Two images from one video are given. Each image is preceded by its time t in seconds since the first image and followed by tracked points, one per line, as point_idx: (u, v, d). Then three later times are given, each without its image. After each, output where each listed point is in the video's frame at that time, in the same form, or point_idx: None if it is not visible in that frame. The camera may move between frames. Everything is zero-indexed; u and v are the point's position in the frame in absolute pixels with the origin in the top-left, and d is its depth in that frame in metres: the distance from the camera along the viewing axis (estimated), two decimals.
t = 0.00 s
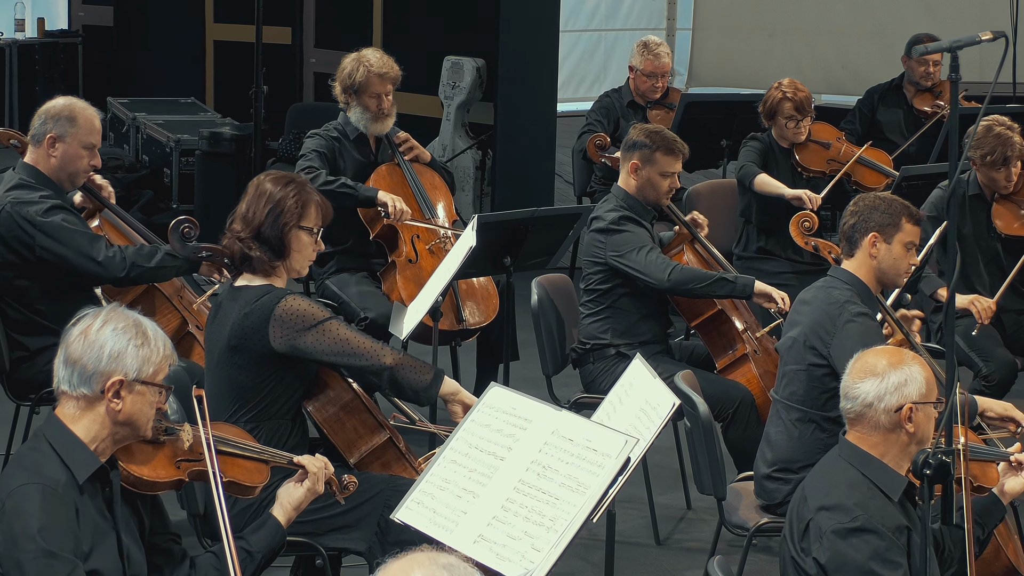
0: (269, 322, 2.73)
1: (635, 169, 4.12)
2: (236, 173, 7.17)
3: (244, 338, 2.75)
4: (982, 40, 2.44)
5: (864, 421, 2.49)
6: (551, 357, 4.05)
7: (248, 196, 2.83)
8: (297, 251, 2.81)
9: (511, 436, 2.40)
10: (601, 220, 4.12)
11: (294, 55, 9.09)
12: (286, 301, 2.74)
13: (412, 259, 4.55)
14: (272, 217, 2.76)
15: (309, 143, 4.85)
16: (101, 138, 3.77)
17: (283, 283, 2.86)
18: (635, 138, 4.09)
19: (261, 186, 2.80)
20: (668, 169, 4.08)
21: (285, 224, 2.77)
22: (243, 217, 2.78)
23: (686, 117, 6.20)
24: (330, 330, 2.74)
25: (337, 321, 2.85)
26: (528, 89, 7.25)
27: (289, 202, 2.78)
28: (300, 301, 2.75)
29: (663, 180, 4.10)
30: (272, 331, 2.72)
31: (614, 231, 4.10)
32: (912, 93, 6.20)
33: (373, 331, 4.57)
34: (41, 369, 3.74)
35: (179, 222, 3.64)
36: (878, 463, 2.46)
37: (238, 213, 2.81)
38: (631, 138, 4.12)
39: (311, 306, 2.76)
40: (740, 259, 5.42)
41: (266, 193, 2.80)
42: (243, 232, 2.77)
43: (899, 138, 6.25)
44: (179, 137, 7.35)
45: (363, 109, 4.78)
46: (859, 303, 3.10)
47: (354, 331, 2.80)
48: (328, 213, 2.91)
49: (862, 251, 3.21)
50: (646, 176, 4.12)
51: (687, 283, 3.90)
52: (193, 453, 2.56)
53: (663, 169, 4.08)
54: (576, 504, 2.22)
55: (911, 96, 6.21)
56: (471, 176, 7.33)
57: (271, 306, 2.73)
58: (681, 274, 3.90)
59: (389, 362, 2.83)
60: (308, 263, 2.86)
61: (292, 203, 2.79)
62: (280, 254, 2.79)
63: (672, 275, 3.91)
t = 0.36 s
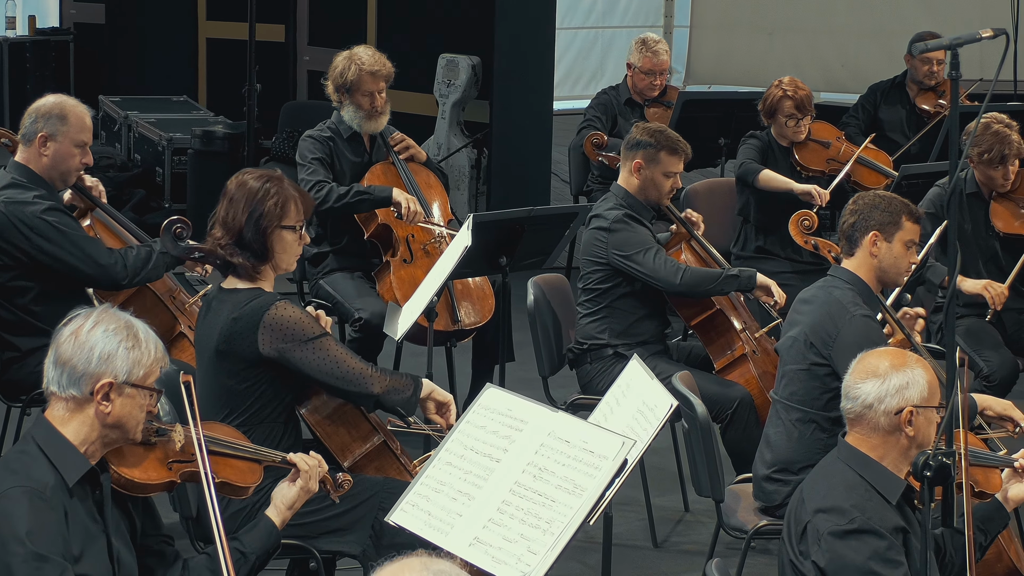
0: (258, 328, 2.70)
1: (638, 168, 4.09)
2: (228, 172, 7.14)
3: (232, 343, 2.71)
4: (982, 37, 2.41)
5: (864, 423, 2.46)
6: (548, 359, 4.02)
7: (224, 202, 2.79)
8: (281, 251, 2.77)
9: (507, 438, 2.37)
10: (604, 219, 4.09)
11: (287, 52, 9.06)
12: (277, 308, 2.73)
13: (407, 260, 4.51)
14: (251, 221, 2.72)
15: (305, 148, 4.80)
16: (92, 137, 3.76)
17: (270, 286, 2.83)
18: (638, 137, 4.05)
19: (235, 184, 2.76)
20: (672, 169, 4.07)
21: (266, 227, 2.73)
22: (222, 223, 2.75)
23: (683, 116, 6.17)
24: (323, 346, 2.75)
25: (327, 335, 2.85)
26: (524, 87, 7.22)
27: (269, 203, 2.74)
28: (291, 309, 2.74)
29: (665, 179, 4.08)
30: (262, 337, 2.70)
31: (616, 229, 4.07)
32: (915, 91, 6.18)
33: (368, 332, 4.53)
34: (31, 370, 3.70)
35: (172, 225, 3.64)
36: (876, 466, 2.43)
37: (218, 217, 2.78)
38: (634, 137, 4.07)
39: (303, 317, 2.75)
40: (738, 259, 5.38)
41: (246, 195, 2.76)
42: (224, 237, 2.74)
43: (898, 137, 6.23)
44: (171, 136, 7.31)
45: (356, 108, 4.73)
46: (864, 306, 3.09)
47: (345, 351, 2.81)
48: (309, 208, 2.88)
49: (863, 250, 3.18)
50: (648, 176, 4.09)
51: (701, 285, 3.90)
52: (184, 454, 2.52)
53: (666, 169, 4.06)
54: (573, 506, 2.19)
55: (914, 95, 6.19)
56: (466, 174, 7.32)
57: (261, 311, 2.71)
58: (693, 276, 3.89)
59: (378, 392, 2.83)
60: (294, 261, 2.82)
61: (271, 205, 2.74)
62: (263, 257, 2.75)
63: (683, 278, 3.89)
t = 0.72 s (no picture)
0: (251, 330, 2.67)
1: (631, 167, 4.06)
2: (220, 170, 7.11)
3: (222, 346, 2.68)
4: (982, 34, 2.38)
5: (863, 423, 2.43)
6: (544, 360, 4.01)
7: (207, 204, 2.73)
8: (267, 250, 2.73)
9: (502, 439, 2.34)
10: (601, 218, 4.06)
11: (280, 50, 9.02)
12: (271, 310, 2.70)
13: (400, 260, 4.49)
14: (231, 224, 2.68)
15: (298, 152, 4.76)
16: (66, 119, 3.75)
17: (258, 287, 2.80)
18: (629, 136, 4.02)
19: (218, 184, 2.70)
20: (665, 164, 4.03)
21: (249, 229, 2.69)
22: (204, 227, 2.71)
23: (680, 113, 6.14)
24: (318, 351, 2.73)
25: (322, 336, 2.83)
26: (520, 84, 7.19)
27: (251, 204, 2.70)
28: (283, 311, 2.71)
29: (659, 175, 4.05)
30: (255, 340, 2.67)
31: (612, 228, 4.02)
32: (915, 89, 6.15)
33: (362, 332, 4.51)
34: (22, 371, 3.66)
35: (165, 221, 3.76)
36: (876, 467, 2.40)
37: (201, 219, 2.73)
38: (624, 136, 4.05)
39: (298, 320, 2.73)
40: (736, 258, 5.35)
41: (230, 195, 2.70)
42: (207, 241, 2.71)
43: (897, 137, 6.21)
44: (163, 134, 7.27)
45: (349, 107, 4.70)
46: (867, 309, 3.07)
47: (340, 354, 2.79)
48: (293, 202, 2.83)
49: (866, 252, 3.16)
50: (642, 173, 4.06)
51: (707, 281, 3.92)
52: (176, 455, 2.49)
53: (660, 165, 4.03)
54: (569, 509, 2.16)
55: (915, 93, 6.17)
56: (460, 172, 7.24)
57: (254, 313, 2.68)
58: (702, 272, 3.91)
59: (371, 398, 2.83)
60: (282, 259, 2.79)
61: (253, 206, 2.70)
62: (248, 261, 2.72)
63: (691, 279, 3.90)
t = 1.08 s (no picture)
0: (246, 335, 2.64)
1: (631, 169, 4.01)
2: (212, 169, 7.08)
3: (217, 348, 2.65)
4: (982, 32, 2.34)
5: (864, 424, 2.41)
6: (540, 360, 3.98)
7: (212, 205, 2.71)
8: (268, 257, 2.71)
9: (498, 441, 2.31)
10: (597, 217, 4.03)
11: (274, 48, 8.99)
12: (267, 315, 2.66)
13: (393, 260, 4.49)
14: (235, 227, 2.66)
15: (290, 152, 4.71)
16: (40, 111, 3.68)
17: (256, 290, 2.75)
18: (634, 138, 3.97)
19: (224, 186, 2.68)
20: (666, 174, 4.00)
21: (252, 235, 2.66)
22: (207, 226, 2.69)
23: (677, 111, 6.11)
24: (312, 358, 2.70)
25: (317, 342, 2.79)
26: (516, 82, 7.16)
27: (257, 210, 2.67)
28: (280, 317, 2.68)
29: (658, 184, 4.02)
30: (250, 344, 2.64)
31: (608, 227, 3.99)
32: (917, 88, 6.14)
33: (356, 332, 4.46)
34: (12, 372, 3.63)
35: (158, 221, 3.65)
36: (877, 469, 2.38)
37: (203, 217, 2.71)
38: (630, 138, 3.99)
39: (294, 326, 2.69)
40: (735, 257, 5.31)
41: (236, 198, 2.68)
42: (208, 242, 2.68)
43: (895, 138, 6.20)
44: (155, 133, 7.23)
45: (341, 107, 4.66)
46: (870, 313, 3.04)
47: (334, 362, 2.76)
48: (298, 209, 2.80)
49: (870, 256, 3.13)
50: (640, 178, 4.02)
51: (700, 285, 3.90)
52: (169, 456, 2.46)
53: (660, 173, 3.99)
54: (565, 512, 2.13)
55: (917, 92, 6.16)
56: (455, 172, 7.26)
57: (249, 317, 2.65)
58: (696, 279, 3.88)
59: (363, 408, 2.79)
60: (281, 265, 2.77)
61: (259, 212, 2.67)
62: (247, 266, 2.68)
63: (686, 283, 3.88)
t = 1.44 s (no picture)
0: (240, 342, 2.60)
1: (637, 171, 3.96)
2: (204, 168, 7.04)
3: (210, 353, 2.62)
4: (984, 29, 2.30)
5: (864, 426, 2.38)
6: (535, 361, 3.98)
7: (235, 206, 2.69)
8: (280, 271, 2.69)
9: (495, 443, 2.28)
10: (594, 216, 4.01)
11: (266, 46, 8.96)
12: (262, 323, 2.62)
13: (386, 260, 4.45)
14: (258, 234, 2.62)
15: (278, 155, 4.69)
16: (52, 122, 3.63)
17: (259, 299, 2.75)
18: (642, 141, 3.92)
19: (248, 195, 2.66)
20: (672, 179, 3.95)
21: (270, 247, 2.63)
22: (227, 226, 2.65)
23: (675, 109, 6.08)
24: (305, 369, 2.65)
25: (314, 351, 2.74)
26: (511, 80, 7.13)
27: (280, 224, 2.64)
28: (276, 326, 2.64)
29: (662, 189, 3.99)
30: (243, 352, 2.61)
31: (607, 227, 3.97)
32: (918, 87, 6.13)
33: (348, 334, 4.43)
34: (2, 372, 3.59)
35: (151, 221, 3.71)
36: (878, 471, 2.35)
37: (224, 218, 2.68)
38: (637, 140, 3.95)
39: (289, 334, 2.65)
40: (734, 257, 5.30)
41: (259, 210, 2.65)
42: (227, 244, 2.64)
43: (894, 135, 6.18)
44: (147, 131, 7.19)
45: (332, 115, 4.63)
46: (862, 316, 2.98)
47: (328, 374, 2.70)
48: (320, 227, 2.76)
49: (865, 260, 3.10)
50: (646, 181, 3.98)
51: (685, 284, 3.84)
52: (160, 458, 2.43)
53: (666, 177, 3.95)
54: (561, 515, 2.10)
55: (918, 90, 6.14)
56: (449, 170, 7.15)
57: (244, 324, 2.61)
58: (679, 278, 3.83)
59: (357, 423, 2.72)
60: (288, 279, 2.74)
61: (283, 227, 2.64)
62: (260, 273, 2.67)
63: (671, 281, 3.83)
